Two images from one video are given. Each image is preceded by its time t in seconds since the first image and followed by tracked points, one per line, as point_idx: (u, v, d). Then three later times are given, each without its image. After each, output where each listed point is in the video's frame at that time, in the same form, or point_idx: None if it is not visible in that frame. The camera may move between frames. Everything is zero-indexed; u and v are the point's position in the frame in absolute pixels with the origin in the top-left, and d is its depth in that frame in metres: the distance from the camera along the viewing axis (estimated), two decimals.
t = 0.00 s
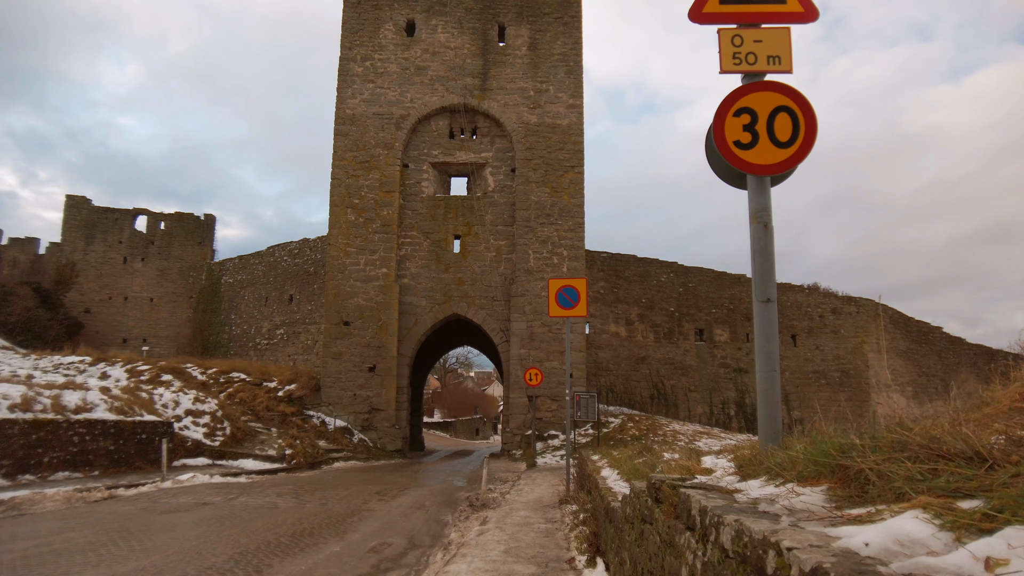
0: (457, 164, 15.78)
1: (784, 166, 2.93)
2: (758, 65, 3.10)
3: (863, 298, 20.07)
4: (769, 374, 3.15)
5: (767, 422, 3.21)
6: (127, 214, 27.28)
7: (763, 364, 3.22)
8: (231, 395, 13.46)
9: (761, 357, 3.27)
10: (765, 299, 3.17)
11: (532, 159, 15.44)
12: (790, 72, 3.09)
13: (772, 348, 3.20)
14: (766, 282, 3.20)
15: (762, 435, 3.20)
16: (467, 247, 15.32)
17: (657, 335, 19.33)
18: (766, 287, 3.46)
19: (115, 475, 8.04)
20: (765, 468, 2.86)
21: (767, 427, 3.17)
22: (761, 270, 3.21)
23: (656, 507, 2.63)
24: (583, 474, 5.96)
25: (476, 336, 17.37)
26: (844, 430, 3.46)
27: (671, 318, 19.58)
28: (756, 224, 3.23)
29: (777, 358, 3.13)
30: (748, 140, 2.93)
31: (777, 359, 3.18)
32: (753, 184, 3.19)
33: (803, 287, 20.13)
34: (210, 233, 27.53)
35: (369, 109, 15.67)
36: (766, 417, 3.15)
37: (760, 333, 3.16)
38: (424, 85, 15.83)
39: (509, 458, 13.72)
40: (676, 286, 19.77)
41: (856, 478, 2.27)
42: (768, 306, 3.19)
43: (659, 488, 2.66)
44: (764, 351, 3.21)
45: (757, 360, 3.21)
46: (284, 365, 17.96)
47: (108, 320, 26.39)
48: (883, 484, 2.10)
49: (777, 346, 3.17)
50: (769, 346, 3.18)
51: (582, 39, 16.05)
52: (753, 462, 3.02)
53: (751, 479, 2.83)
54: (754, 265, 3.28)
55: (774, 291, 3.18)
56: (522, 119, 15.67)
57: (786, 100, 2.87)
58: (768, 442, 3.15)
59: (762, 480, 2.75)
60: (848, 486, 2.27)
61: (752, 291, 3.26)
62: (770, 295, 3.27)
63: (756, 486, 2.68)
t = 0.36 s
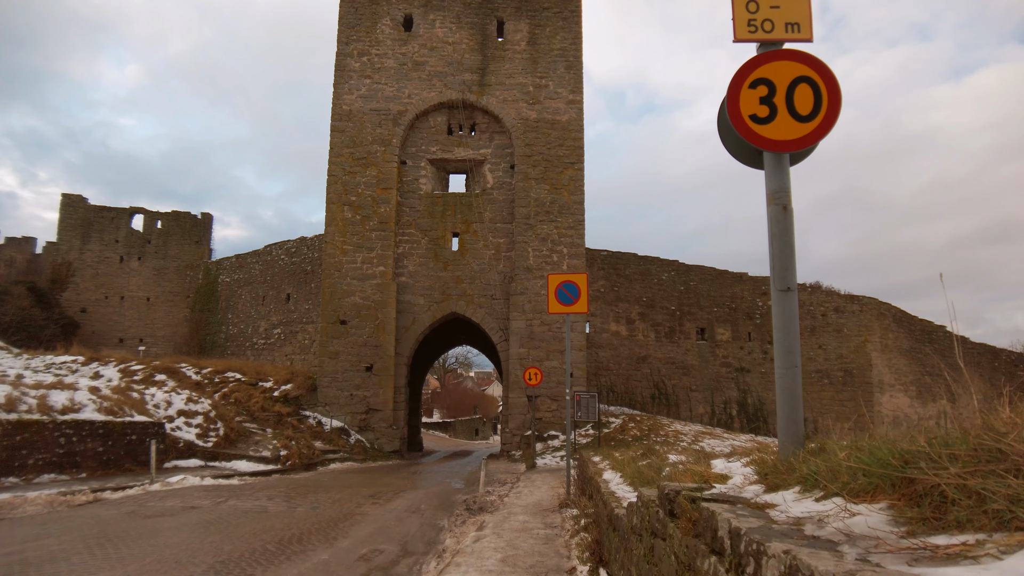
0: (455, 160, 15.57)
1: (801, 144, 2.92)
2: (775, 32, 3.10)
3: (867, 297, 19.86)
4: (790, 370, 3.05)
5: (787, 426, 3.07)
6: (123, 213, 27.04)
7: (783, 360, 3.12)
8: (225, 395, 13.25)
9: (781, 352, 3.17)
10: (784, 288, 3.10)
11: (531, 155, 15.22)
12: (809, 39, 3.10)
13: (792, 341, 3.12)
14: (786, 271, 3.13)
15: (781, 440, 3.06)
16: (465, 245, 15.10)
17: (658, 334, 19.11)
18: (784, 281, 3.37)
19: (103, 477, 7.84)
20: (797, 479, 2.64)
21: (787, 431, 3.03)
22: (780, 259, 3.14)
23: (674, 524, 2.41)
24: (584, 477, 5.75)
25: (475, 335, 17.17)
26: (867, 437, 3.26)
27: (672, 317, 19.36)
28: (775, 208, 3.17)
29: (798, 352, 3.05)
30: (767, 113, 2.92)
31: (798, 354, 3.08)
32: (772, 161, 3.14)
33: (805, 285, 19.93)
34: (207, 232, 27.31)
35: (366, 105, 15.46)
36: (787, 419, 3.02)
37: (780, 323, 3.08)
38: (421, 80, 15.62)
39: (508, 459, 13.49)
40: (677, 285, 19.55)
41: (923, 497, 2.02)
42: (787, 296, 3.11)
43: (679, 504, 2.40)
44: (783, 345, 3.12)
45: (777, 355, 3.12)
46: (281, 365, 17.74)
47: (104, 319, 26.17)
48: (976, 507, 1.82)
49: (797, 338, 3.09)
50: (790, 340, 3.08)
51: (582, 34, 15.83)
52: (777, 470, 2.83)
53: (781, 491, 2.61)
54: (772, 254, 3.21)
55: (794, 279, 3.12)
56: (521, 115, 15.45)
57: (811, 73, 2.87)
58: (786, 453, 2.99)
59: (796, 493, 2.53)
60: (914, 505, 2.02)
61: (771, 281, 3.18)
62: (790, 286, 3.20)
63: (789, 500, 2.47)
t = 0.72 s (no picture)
0: (455, 156, 15.35)
1: (838, 109, 2.77)
2: None
3: (871, 295, 19.65)
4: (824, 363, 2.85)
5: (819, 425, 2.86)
6: (121, 211, 26.82)
7: (814, 353, 2.91)
8: (221, 395, 13.04)
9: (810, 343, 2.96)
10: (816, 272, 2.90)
11: (532, 151, 15.01)
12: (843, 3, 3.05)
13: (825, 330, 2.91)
14: (818, 254, 2.93)
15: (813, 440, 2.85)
16: (465, 242, 14.90)
17: (660, 333, 18.90)
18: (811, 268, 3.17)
19: (92, 478, 7.67)
20: (856, 485, 2.23)
21: (821, 429, 2.83)
22: (811, 240, 2.94)
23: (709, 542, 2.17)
24: (588, 479, 5.53)
25: (476, 333, 16.96)
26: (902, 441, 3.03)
27: (675, 315, 19.14)
28: (805, 182, 2.99)
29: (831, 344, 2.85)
30: (795, 80, 2.79)
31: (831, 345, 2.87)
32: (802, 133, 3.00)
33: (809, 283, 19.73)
34: (205, 230, 27.09)
35: (365, 100, 15.24)
36: (820, 418, 2.81)
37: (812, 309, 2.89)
38: (421, 75, 15.40)
39: (509, 459, 13.28)
40: (679, 283, 19.33)
41: None
42: (820, 280, 2.92)
43: (716, 518, 2.18)
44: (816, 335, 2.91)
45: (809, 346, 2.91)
46: (279, 364, 17.54)
47: (101, 318, 25.97)
48: None
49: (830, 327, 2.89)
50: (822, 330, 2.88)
51: (583, 28, 15.62)
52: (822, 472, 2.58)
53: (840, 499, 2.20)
54: (801, 236, 3.02)
55: (827, 263, 2.92)
56: (522, 110, 15.24)
57: (851, 34, 2.74)
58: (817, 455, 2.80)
59: (859, 504, 2.09)
60: None
61: (801, 265, 2.99)
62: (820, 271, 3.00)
63: (853, 513, 2.03)
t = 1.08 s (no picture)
0: (455, 154, 15.11)
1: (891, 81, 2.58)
2: None
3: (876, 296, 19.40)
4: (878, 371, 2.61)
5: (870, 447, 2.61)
6: (118, 210, 26.57)
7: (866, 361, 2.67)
8: (217, 396, 12.78)
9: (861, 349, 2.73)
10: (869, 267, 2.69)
11: (533, 149, 14.77)
12: None
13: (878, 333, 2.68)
14: (869, 248, 2.72)
15: (863, 464, 2.60)
16: (465, 241, 14.65)
17: (663, 334, 18.66)
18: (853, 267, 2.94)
19: (80, 484, 7.45)
20: (962, 534, 1.88)
21: (872, 453, 2.57)
22: (862, 232, 2.73)
23: None
24: (594, 487, 5.28)
25: (476, 334, 16.73)
26: (954, 467, 2.79)
27: (677, 316, 18.90)
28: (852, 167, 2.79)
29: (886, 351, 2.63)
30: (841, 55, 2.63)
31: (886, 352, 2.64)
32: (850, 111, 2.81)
33: (813, 283, 19.49)
34: (203, 230, 26.85)
35: (363, 97, 14.99)
36: (872, 440, 2.57)
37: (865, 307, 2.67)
38: (420, 71, 15.16)
39: (510, 462, 13.03)
40: (682, 283, 19.09)
41: None
42: (872, 276, 2.70)
43: (788, 574, 1.85)
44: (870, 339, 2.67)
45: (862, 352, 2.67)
46: (277, 365, 17.30)
47: (98, 318, 25.71)
48: None
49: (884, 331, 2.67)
50: (872, 334, 2.65)
51: (585, 24, 15.38)
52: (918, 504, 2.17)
53: (942, 551, 1.83)
54: (848, 228, 2.81)
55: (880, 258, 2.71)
56: (523, 107, 15.00)
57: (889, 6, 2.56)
58: (868, 487, 2.55)
59: (982, 566, 1.69)
60: None
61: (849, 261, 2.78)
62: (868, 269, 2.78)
63: None
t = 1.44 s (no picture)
0: (456, 150, 14.87)
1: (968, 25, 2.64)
2: None
3: (882, 294, 19.14)
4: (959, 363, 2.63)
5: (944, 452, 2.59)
6: (115, 208, 26.33)
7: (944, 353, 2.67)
8: (213, 396, 12.53)
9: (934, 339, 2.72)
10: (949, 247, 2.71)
11: (535, 145, 14.52)
12: None
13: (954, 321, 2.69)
14: (944, 228, 2.74)
15: (937, 476, 2.56)
16: (466, 239, 14.41)
17: (666, 333, 18.41)
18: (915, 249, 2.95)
19: (69, 487, 7.23)
20: None
21: (949, 463, 2.54)
22: (936, 209, 2.76)
23: None
24: (603, 491, 5.04)
25: (477, 333, 16.49)
26: None
27: (681, 315, 18.65)
28: (923, 132, 2.84)
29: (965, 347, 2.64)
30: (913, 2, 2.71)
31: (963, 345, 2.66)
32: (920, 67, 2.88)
33: (818, 282, 19.25)
34: (201, 228, 26.59)
35: (363, 92, 14.75)
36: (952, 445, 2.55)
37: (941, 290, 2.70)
38: (421, 65, 14.92)
39: (512, 463, 12.78)
40: (686, 281, 18.84)
41: None
42: (948, 255, 2.73)
43: None
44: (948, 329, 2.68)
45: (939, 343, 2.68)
46: (275, 364, 17.05)
47: (95, 317, 25.47)
48: None
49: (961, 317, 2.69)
50: (948, 324, 2.70)
51: (589, 18, 15.13)
52: None
53: None
54: (919, 198, 2.82)
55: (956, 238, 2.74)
56: (525, 102, 14.76)
57: None
58: (946, 502, 2.51)
59: None
60: None
61: (922, 238, 2.79)
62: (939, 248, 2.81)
63: None
